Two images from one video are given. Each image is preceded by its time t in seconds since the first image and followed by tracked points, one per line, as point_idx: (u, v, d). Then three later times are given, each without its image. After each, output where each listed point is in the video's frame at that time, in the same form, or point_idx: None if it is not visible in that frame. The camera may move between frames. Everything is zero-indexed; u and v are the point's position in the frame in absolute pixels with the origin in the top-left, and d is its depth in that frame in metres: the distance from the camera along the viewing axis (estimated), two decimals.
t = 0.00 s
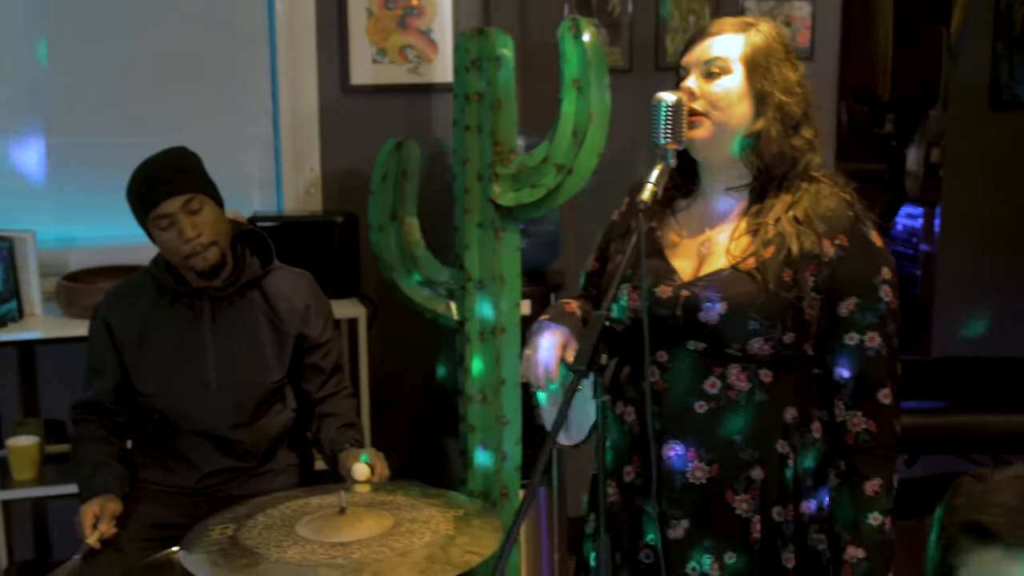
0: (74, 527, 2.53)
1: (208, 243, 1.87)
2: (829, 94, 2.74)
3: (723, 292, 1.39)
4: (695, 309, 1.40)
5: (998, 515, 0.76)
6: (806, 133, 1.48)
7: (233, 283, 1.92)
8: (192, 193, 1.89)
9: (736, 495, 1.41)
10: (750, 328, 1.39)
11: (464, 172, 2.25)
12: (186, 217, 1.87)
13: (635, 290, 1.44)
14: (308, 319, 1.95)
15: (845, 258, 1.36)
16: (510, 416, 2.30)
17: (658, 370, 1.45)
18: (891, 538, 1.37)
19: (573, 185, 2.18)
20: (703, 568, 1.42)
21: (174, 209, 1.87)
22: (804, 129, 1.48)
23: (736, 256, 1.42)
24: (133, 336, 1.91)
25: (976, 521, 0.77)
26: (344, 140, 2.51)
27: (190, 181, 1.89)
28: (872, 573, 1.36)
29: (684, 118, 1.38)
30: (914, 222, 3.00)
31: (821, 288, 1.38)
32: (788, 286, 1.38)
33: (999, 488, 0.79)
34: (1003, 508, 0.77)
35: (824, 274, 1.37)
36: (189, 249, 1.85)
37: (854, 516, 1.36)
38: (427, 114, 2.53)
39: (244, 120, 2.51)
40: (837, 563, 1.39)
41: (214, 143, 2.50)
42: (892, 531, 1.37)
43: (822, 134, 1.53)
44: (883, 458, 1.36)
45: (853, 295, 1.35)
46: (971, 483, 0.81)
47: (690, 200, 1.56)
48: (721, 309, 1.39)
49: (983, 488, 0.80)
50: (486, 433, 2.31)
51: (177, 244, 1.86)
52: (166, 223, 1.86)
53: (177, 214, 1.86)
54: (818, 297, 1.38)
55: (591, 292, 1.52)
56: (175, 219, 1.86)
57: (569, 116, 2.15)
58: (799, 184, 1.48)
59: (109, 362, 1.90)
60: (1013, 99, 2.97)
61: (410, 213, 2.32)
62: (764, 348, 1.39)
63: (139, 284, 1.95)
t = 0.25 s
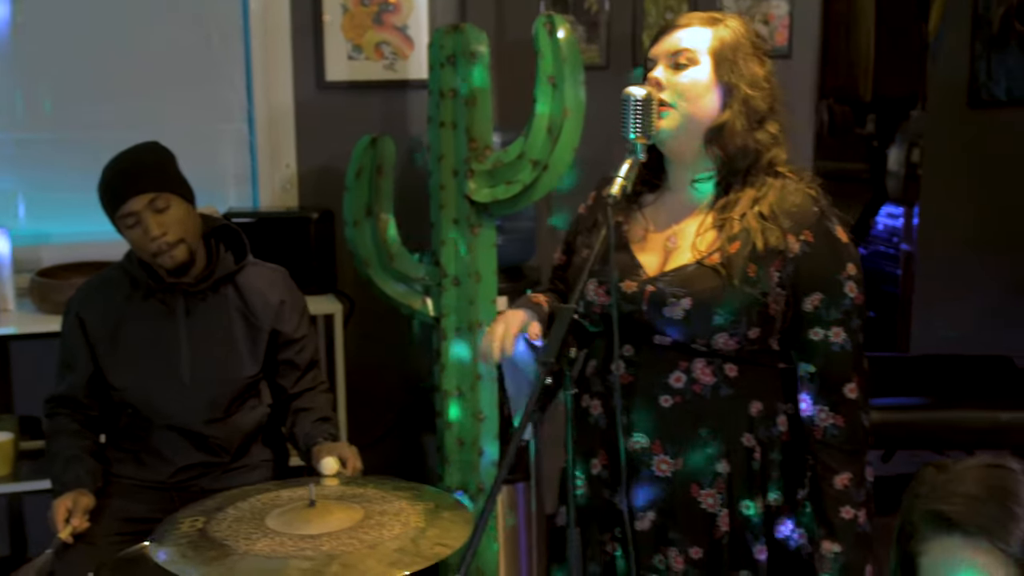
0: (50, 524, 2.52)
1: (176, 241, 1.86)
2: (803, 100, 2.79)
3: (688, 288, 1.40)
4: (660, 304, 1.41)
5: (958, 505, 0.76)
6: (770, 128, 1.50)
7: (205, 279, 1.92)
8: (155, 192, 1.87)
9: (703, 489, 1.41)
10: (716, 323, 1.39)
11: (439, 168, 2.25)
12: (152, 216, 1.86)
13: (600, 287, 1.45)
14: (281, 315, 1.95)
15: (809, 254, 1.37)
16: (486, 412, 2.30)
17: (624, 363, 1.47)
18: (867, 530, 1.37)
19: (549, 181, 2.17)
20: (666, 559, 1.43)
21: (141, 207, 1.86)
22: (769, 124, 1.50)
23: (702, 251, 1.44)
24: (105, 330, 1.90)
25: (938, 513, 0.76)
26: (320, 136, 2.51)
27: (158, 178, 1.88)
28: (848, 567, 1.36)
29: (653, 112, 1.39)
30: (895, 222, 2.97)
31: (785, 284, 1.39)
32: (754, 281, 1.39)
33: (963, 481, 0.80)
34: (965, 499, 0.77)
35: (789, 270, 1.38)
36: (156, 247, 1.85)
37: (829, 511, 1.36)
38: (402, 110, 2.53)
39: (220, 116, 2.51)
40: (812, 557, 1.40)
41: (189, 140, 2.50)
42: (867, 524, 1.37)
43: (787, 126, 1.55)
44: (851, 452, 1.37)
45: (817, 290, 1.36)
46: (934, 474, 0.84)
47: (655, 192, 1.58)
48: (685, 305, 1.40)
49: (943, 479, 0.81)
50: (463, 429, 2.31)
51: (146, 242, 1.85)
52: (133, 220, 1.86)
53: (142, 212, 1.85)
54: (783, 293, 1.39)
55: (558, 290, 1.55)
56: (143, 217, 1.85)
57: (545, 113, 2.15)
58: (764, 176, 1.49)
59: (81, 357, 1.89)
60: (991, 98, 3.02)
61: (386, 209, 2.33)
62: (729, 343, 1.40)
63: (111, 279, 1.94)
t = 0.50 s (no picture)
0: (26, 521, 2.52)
1: (145, 238, 1.86)
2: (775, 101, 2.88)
3: (657, 281, 1.42)
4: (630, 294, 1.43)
5: (920, 490, 0.90)
6: (743, 122, 1.51)
7: (177, 274, 1.92)
8: (124, 188, 1.87)
9: (666, 479, 1.43)
10: (684, 316, 1.41)
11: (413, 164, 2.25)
12: (120, 214, 1.85)
13: (571, 275, 1.47)
14: (254, 309, 1.95)
15: (778, 250, 1.37)
16: (461, 406, 2.31)
17: (592, 354, 1.48)
18: (816, 527, 1.38)
19: (522, 176, 2.16)
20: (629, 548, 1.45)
21: (110, 204, 1.85)
22: (741, 117, 1.51)
23: (672, 244, 1.45)
24: (77, 325, 1.90)
25: (903, 496, 0.91)
26: (294, 132, 2.51)
27: (128, 175, 1.87)
28: (795, 561, 1.37)
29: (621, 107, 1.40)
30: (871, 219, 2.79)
31: (753, 278, 1.40)
32: (722, 276, 1.40)
33: (924, 466, 0.93)
34: (926, 483, 0.91)
35: (757, 265, 1.39)
36: (126, 244, 1.84)
37: (780, 507, 1.38)
38: (377, 106, 2.54)
39: (194, 111, 2.51)
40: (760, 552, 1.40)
41: (162, 136, 2.50)
42: (817, 521, 1.38)
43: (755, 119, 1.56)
44: (809, 448, 1.37)
45: (784, 286, 1.37)
46: (898, 458, 0.97)
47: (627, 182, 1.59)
48: (656, 297, 1.41)
49: (907, 463, 0.95)
50: (438, 424, 2.31)
51: (116, 239, 1.85)
52: (102, 218, 1.85)
53: (111, 210, 1.85)
54: (749, 287, 1.40)
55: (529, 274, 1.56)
56: (112, 215, 1.85)
57: (517, 109, 2.15)
58: (736, 171, 1.50)
59: (53, 353, 1.89)
60: (961, 94, 2.85)
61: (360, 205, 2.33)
62: (697, 337, 1.42)
63: (83, 274, 1.94)
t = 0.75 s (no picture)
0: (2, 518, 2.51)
1: (116, 234, 1.86)
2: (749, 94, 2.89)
3: (625, 274, 1.40)
4: (597, 288, 1.42)
5: (882, 471, 0.78)
6: (716, 120, 1.50)
7: (149, 267, 1.92)
8: (95, 184, 1.87)
9: (631, 469, 1.43)
10: (652, 312, 1.40)
11: (386, 158, 2.25)
12: (92, 210, 1.85)
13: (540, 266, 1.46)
14: (226, 302, 1.96)
15: (747, 246, 1.37)
16: (434, 399, 2.31)
17: (560, 345, 1.47)
18: (777, 522, 1.39)
19: (495, 169, 2.18)
20: (597, 538, 1.45)
21: (81, 201, 1.85)
22: (715, 116, 1.50)
23: (642, 238, 1.43)
24: (50, 320, 1.90)
25: (861, 479, 0.78)
26: (269, 128, 2.51)
27: (98, 171, 1.87)
28: (755, 556, 1.38)
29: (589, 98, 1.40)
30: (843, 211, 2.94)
31: (722, 274, 1.40)
32: (691, 271, 1.40)
33: (887, 446, 0.80)
34: (890, 464, 0.78)
35: (726, 261, 1.39)
36: (98, 241, 1.85)
37: (742, 500, 1.39)
38: (352, 102, 2.54)
39: (168, 108, 2.51)
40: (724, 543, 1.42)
41: (136, 133, 2.49)
42: (778, 516, 1.39)
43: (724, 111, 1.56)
44: (772, 442, 1.39)
45: (751, 281, 1.37)
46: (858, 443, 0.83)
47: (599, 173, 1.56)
48: (623, 291, 1.40)
49: (866, 443, 0.81)
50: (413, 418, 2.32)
51: (87, 235, 1.85)
52: (73, 215, 1.85)
53: (82, 207, 1.85)
54: (718, 283, 1.40)
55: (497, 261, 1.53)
56: (83, 212, 1.85)
57: (490, 104, 2.15)
58: (707, 170, 1.49)
59: (25, 349, 1.89)
60: (931, 88, 2.99)
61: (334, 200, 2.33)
62: (664, 330, 1.41)
63: (54, 269, 1.94)
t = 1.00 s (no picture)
0: None
1: (87, 227, 1.86)
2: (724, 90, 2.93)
3: (591, 266, 1.41)
4: (564, 282, 1.41)
5: (845, 454, 0.96)
6: (688, 120, 1.50)
7: (120, 260, 1.92)
8: (65, 178, 1.86)
9: (598, 460, 1.42)
10: (617, 304, 1.40)
11: (360, 152, 2.25)
12: (62, 203, 1.85)
13: (508, 258, 1.46)
14: (198, 294, 1.97)
15: (714, 239, 1.39)
16: (409, 393, 2.32)
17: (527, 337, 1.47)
18: (758, 512, 1.40)
19: (469, 164, 2.21)
20: (564, 528, 1.45)
21: (51, 194, 1.85)
22: (687, 115, 1.50)
23: (609, 230, 1.43)
24: (21, 313, 1.90)
25: (826, 460, 0.96)
26: (244, 124, 2.52)
27: (69, 165, 1.87)
28: (740, 548, 1.39)
29: (559, 90, 1.40)
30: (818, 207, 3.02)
31: (688, 267, 1.41)
32: (658, 264, 1.41)
33: (850, 432, 0.98)
34: (852, 448, 0.96)
35: (693, 254, 1.40)
36: (68, 234, 1.84)
37: (721, 492, 1.39)
38: (327, 98, 2.54)
39: (143, 104, 2.49)
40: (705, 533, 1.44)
41: (110, 129, 2.48)
42: (758, 505, 1.40)
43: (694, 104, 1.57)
44: (745, 434, 1.39)
45: (720, 275, 1.38)
46: (825, 425, 1.01)
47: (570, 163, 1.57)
48: (589, 284, 1.40)
49: (833, 429, 0.99)
50: (388, 411, 2.32)
51: (58, 228, 1.85)
52: (43, 208, 1.85)
53: (52, 200, 1.84)
54: (684, 275, 1.41)
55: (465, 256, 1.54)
56: (53, 206, 1.84)
57: (463, 99, 2.17)
58: (679, 167, 1.50)
59: None
60: (904, 83, 3.02)
61: (308, 194, 2.33)
62: (630, 322, 1.41)
63: (25, 262, 1.94)
